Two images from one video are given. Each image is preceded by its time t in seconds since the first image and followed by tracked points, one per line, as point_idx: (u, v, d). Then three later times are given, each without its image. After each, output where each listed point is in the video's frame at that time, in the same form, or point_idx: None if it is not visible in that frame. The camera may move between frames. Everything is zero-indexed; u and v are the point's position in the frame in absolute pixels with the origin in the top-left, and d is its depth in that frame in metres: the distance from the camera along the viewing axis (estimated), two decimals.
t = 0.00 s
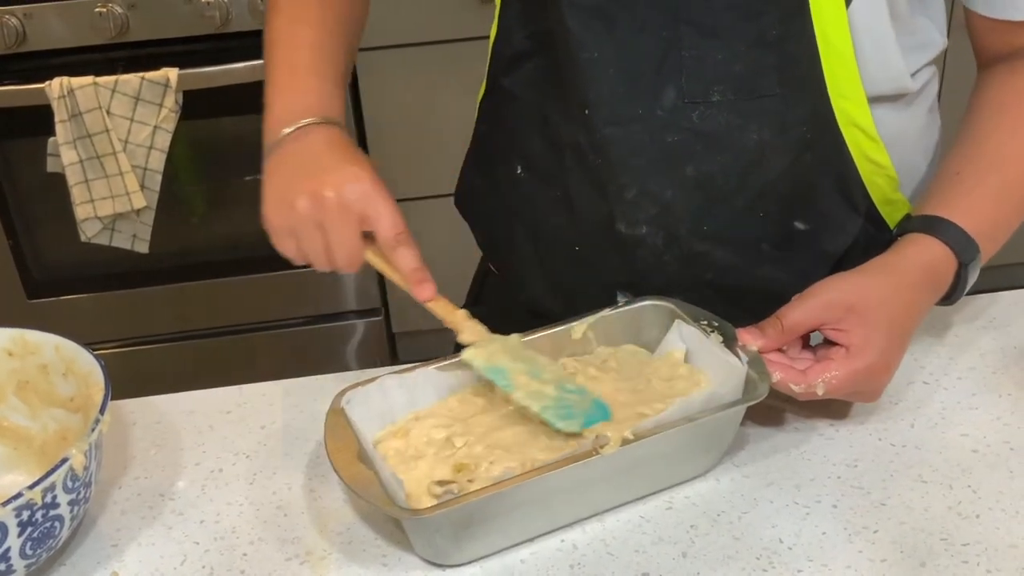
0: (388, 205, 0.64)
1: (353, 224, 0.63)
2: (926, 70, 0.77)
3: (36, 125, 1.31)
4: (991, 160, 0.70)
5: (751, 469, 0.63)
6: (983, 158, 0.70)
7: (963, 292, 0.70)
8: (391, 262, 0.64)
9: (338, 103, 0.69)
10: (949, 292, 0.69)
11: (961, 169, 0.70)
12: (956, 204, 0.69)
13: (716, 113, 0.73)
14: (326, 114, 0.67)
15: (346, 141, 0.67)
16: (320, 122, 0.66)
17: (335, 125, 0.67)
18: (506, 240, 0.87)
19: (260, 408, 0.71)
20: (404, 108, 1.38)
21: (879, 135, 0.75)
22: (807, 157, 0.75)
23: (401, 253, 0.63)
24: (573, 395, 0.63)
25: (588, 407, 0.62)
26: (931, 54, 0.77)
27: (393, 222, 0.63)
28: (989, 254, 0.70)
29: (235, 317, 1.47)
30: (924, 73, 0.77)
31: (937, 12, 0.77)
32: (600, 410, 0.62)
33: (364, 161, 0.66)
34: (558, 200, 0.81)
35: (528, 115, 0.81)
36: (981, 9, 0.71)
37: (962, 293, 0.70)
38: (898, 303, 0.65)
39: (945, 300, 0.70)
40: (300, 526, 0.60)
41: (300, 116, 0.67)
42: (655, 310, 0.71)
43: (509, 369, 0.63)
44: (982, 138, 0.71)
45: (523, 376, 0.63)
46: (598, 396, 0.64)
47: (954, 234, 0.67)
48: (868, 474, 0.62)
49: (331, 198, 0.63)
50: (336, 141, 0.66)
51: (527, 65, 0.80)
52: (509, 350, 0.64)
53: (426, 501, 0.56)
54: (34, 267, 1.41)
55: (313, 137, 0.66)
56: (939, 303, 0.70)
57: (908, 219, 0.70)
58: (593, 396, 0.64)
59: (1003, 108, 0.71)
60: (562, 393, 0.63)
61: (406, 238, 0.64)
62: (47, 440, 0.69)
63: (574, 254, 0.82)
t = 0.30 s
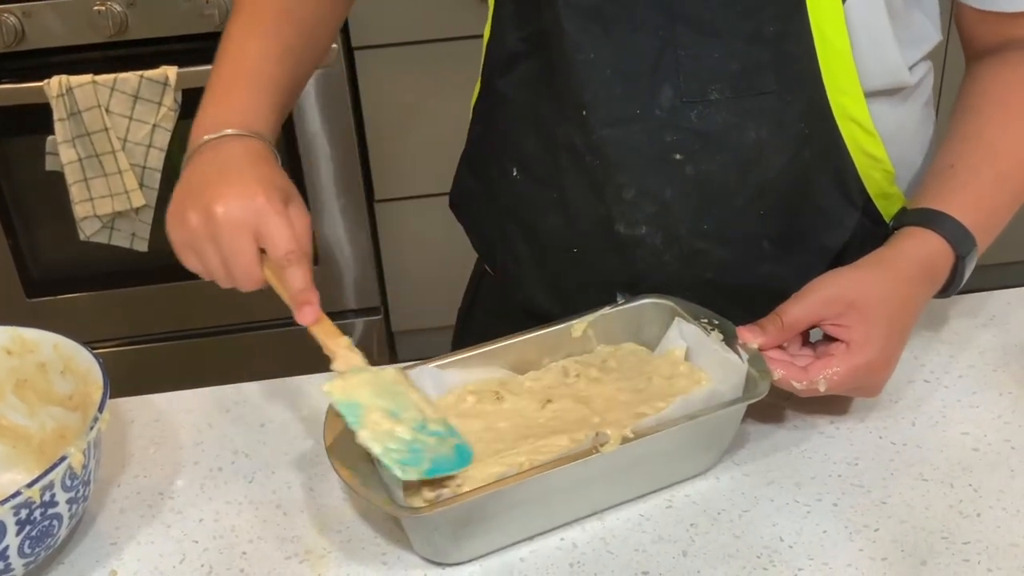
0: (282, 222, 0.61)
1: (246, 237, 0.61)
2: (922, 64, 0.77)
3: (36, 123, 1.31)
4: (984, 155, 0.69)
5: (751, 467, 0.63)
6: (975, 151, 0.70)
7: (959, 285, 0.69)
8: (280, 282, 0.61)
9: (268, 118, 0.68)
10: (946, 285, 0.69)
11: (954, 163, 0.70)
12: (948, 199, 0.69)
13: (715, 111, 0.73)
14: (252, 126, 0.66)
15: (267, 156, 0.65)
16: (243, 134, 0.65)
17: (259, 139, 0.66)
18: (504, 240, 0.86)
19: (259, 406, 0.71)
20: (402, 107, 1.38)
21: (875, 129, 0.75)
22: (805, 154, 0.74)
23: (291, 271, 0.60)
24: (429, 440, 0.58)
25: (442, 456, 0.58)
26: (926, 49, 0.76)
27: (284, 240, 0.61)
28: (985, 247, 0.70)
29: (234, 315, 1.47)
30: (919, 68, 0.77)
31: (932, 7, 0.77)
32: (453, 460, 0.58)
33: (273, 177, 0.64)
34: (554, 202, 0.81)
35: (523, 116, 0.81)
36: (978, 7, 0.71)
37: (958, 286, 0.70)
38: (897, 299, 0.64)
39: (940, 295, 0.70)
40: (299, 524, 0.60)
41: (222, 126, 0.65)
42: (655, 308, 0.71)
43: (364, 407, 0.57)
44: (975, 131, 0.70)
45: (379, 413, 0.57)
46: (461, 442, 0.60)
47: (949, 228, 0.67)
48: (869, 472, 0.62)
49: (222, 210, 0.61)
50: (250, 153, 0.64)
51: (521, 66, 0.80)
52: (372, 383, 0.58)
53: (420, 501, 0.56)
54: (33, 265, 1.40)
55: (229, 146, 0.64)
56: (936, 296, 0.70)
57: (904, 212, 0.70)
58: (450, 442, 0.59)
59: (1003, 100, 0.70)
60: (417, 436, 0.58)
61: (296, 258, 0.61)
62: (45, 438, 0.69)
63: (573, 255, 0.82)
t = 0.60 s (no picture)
0: (295, 174, 0.59)
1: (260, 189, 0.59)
2: (913, 59, 0.77)
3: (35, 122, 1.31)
4: (982, 149, 0.69)
5: (750, 466, 0.63)
6: (970, 146, 0.69)
7: (958, 279, 0.70)
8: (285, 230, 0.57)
9: (302, 91, 0.67)
10: (943, 280, 0.69)
11: (948, 157, 0.70)
12: (944, 194, 0.69)
13: (710, 111, 0.73)
14: (286, 97, 0.65)
15: (296, 121, 0.64)
16: (276, 101, 0.65)
17: (290, 108, 0.65)
18: (503, 239, 0.86)
19: (256, 404, 0.71)
20: (400, 105, 1.38)
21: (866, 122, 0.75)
22: (800, 152, 0.74)
23: (297, 214, 0.57)
24: (367, 357, 0.52)
25: (372, 373, 0.52)
26: (916, 42, 0.76)
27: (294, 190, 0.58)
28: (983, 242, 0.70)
29: (233, 314, 1.47)
30: (911, 63, 0.76)
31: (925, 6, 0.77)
32: (385, 375, 0.52)
33: (296, 137, 0.62)
34: (551, 203, 0.81)
35: (518, 116, 0.80)
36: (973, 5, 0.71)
37: (956, 280, 0.70)
38: (896, 294, 0.64)
39: (939, 287, 0.70)
40: (298, 523, 0.60)
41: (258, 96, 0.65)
42: (654, 307, 0.71)
43: (304, 337, 0.52)
44: (972, 124, 0.70)
45: (317, 338, 0.52)
46: (410, 357, 0.53)
47: (946, 223, 0.67)
48: (868, 471, 0.61)
49: (239, 163, 0.59)
50: (280, 118, 0.63)
51: (513, 69, 0.80)
52: (322, 308, 0.53)
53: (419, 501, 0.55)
54: (31, 264, 1.40)
55: (261, 112, 0.64)
56: (933, 290, 0.70)
57: (901, 209, 0.70)
58: (393, 357, 0.53)
59: (1002, 95, 0.70)
60: (350, 355, 0.52)
61: (302, 206, 0.58)
62: (44, 436, 0.69)
63: (571, 257, 0.82)
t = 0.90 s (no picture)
0: (427, 191, 0.61)
1: (394, 208, 0.61)
2: (915, 57, 0.77)
3: (35, 121, 1.31)
4: (983, 148, 0.69)
5: (752, 467, 0.62)
6: (970, 144, 0.69)
7: (958, 274, 0.69)
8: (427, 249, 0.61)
9: (396, 82, 0.67)
10: (947, 273, 0.69)
11: (948, 155, 0.70)
12: (942, 190, 0.69)
13: (710, 108, 0.73)
14: (388, 91, 0.66)
15: (406, 117, 0.65)
16: (381, 96, 0.65)
17: (395, 103, 0.65)
18: (504, 239, 0.86)
19: (256, 404, 0.71)
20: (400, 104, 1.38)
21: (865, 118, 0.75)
22: (799, 148, 0.74)
23: (438, 237, 0.60)
24: (547, 409, 0.59)
25: (557, 426, 0.59)
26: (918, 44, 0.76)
27: (430, 208, 0.61)
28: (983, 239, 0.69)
29: (232, 314, 1.47)
30: (914, 61, 0.76)
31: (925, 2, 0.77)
32: (567, 427, 0.59)
33: (414, 143, 0.63)
34: (549, 202, 0.81)
35: (519, 113, 0.80)
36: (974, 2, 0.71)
37: (957, 277, 0.70)
38: (898, 294, 0.64)
39: (939, 286, 0.70)
40: (297, 523, 0.60)
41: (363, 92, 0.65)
42: (655, 307, 0.71)
43: (485, 385, 0.61)
44: (972, 123, 0.70)
45: (498, 388, 0.60)
46: (584, 406, 0.60)
47: (947, 221, 0.67)
48: (870, 472, 0.61)
49: (372, 182, 0.61)
50: (391, 120, 0.64)
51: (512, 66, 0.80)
52: (498, 357, 0.61)
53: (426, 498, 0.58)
54: (31, 263, 1.40)
55: (370, 113, 0.64)
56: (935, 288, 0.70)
57: (901, 207, 0.70)
58: (571, 408, 0.59)
59: (1003, 90, 0.69)
60: (532, 408, 0.59)
61: (441, 224, 0.61)
62: (43, 436, 0.68)
63: (572, 255, 0.82)
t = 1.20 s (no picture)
0: (507, 175, 0.69)
1: (479, 197, 0.69)
2: (924, 57, 0.76)
3: (36, 119, 1.31)
4: (983, 152, 0.69)
5: (753, 468, 0.63)
6: (972, 151, 0.69)
7: (959, 279, 0.69)
8: (519, 229, 0.69)
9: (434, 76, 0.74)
10: (946, 278, 0.69)
11: (948, 163, 0.70)
12: (945, 200, 0.69)
13: (714, 98, 0.73)
14: (434, 87, 0.72)
15: (457, 110, 0.72)
16: (429, 95, 0.71)
17: (445, 98, 0.72)
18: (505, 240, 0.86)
19: (258, 404, 0.71)
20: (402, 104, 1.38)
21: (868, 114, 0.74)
22: (801, 141, 0.74)
23: (528, 217, 0.69)
24: (693, 355, 0.63)
25: (705, 365, 0.62)
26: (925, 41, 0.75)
27: (512, 190, 0.68)
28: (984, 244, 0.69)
29: (233, 313, 1.47)
30: (923, 60, 0.76)
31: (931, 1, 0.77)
32: (717, 365, 0.62)
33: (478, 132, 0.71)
34: (554, 192, 0.81)
35: (523, 110, 0.80)
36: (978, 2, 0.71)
37: (958, 281, 0.69)
38: (898, 299, 0.64)
39: (940, 291, 0.70)
40: (298, 523, 0.60)
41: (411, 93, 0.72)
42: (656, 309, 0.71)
43: (628, 343, 0.66)
44: (972, 130, 0.70)
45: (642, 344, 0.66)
46: (725, 346, 0.63)
47: (947, 227, 0.67)
48: (871, 474, 0.61)
49: (454, 176, 0.69)
50: (447, 115, 0.71)
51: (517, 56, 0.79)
52: (628, 317, 0.67)
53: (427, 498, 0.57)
54: (32, 261, 1.40)
55: (426, 113, 0.71)
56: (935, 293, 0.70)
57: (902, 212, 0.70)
58: (714, 350, 0.63)
59: (1007, 88, 0.70)
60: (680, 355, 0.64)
61: (529, 204, 0.69)
62: (44, 435, 0.69)
63: (574, 245, 0.82)
